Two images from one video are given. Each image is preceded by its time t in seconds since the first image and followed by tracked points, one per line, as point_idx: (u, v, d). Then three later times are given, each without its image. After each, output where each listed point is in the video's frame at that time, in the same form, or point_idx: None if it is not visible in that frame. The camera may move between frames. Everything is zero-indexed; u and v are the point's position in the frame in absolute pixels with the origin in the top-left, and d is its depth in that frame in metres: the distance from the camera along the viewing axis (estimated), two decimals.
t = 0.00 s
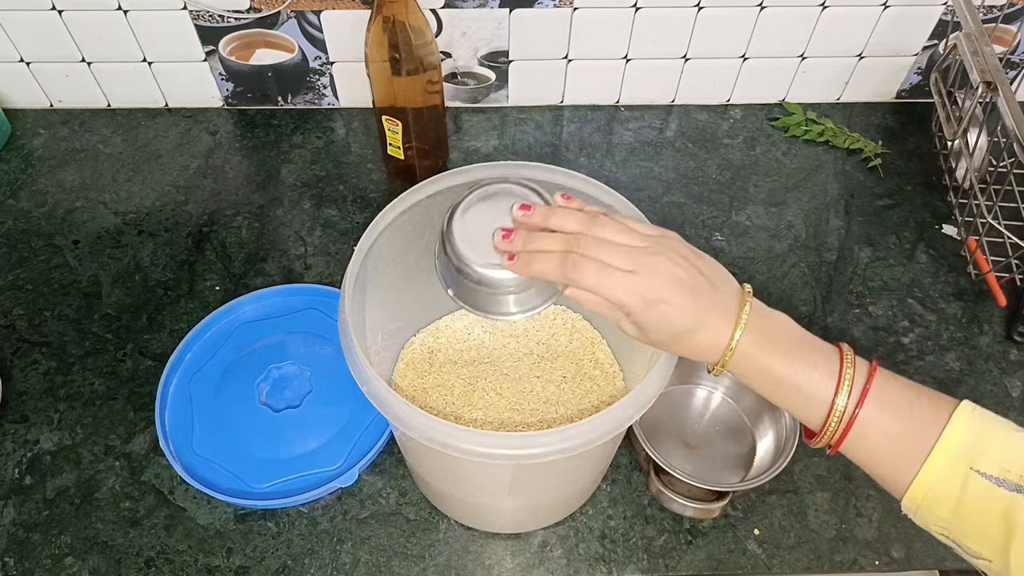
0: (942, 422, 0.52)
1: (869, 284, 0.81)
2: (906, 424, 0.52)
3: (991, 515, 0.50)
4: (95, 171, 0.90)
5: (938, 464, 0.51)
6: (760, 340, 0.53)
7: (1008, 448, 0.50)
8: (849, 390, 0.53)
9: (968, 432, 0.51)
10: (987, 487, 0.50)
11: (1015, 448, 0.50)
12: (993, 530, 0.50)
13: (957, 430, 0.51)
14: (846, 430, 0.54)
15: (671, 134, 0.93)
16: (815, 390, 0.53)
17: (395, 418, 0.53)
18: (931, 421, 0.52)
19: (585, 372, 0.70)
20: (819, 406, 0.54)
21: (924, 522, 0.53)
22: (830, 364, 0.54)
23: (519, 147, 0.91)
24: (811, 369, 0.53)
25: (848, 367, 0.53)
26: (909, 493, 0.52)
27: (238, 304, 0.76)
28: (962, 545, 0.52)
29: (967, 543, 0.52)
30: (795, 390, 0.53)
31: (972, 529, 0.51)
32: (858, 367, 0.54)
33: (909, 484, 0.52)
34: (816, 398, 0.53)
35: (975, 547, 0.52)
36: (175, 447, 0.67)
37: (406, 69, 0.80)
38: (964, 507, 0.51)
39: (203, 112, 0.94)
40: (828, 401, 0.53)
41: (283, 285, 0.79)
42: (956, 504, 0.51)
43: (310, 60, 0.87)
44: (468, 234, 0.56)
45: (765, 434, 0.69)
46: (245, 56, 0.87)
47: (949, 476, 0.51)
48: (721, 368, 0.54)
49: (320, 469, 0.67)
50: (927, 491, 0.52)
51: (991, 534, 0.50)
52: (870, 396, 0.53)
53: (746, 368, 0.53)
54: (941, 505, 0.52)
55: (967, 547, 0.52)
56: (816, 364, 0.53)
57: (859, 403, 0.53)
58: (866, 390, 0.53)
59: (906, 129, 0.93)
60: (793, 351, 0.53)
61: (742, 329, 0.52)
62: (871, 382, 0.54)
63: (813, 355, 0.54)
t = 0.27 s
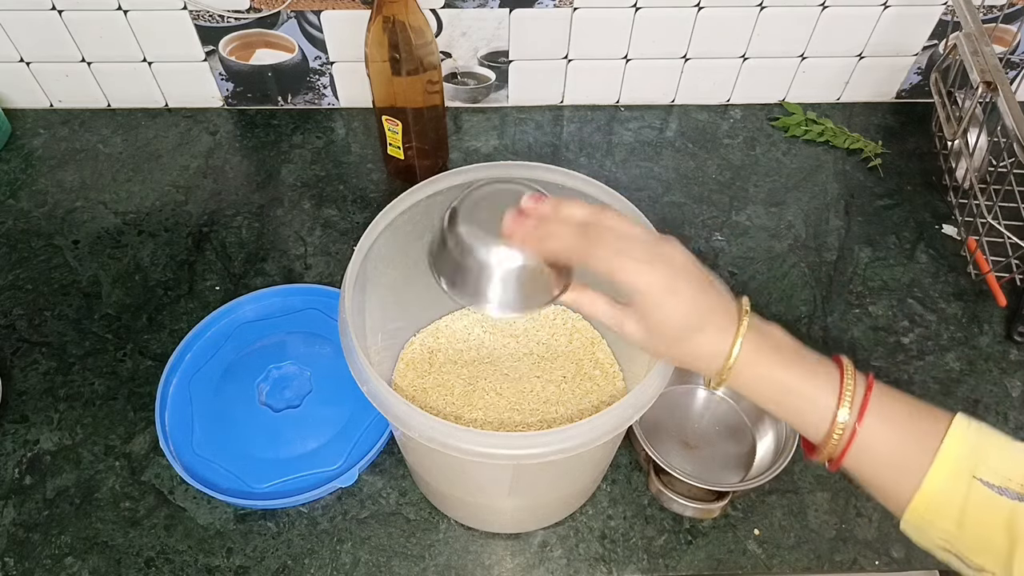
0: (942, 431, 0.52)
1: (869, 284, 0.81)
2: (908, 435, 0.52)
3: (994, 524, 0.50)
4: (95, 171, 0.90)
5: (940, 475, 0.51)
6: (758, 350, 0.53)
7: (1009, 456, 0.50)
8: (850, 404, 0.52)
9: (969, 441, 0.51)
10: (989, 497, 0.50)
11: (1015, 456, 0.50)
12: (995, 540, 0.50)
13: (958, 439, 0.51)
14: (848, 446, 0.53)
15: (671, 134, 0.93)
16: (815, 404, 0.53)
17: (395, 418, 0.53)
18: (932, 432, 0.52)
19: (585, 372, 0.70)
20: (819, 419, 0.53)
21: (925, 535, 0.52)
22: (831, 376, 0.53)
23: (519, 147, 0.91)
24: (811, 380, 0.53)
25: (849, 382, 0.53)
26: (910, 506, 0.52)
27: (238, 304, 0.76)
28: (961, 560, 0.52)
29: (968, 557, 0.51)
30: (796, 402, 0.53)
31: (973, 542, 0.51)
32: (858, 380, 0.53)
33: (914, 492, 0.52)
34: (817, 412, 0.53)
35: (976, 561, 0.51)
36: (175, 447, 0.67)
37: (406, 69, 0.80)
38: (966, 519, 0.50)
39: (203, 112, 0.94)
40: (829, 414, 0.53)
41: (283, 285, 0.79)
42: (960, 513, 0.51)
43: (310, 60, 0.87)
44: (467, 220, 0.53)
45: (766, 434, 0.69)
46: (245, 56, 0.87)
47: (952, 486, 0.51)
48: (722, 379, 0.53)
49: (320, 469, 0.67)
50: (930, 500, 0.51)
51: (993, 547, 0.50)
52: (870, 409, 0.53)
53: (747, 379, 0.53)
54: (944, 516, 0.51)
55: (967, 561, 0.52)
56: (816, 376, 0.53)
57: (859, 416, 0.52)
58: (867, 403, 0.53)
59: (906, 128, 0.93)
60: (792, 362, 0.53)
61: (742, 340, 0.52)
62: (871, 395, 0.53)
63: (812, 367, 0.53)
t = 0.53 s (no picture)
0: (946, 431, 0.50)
1: (869, 284, 0.81)
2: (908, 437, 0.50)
3: (999, 520, 0.48)
4: (95, 171, 0.90)
5: (947, 466, 0.49)
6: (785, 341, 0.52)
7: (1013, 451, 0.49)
8: (867, 404, 0.51)
9: (975, 434, 0.50)
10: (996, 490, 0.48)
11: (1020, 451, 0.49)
12: (1001, 539, 0.48)
13: (964, 432, 0.50)
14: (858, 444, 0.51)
15: (671, 134, 0.93)
16: (832, 403, 0.52)
17: (396, 418, 0.53)
18: (935, 433, 0.50)
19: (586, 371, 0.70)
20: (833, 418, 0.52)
21: (927, 534, 0.50)
22: (850, 374, 0.52)
23: (519, 147, 0.91)
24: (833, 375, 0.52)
25: (867, 383, 0.51)
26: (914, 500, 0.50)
27: (238, 304, 0.76)
28: (964, 562, 0.50)
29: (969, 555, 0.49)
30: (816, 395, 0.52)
31: (976, 537, 0.49)
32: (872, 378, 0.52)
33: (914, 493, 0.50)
34: (832, 410, 0.52)
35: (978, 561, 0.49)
36: (175, 447, 0.67)
37: (406, 69, 0.80)
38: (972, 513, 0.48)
39: (204, 112, 0.94)
40: (844, 411, 0.51)
41: (283, 285, 0.79)
42: (968, 507, 0.49)
43: (310, 60, 0.87)
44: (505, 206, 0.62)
45: (766, 434, 0.69)
46: (245, 56, 0.87)
47: (959, 480, 0.49)
48: (752, 380, 0.54)
49: (320, 469, 0.67)
50: (937, 494, 0.49)
51: (998, 544, 0.48)
52: (883, 410, 0.51)
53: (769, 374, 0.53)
54: (951, 510, 0.49)
55: (970, 562, 0.50)
56: (839, 372, 0.52)
57: (873, 416, 0.51)
58: (880, 404, 0.51)
59: (906, 128, 0.93)
60: (815, 354, 0.52)
61: (771, 333, 0.52)
62: (884, 394, 0.51)
63: (835, 362, 0.52)
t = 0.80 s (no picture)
0: (939, 425, 0.52)
1: (869, 284, 0.81)
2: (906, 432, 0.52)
3: (989, 513, 0.50)
4: (95, 170, 0.90)
5: (939, 460, 0.51)
6: (783, 329, 0.55)
7: (1004, 448, 0.50)
8: (861, 394, 0.53)
9: (969, 430, 0.51)
10: (986, 484, 0.50)
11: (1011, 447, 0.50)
12: (989, 532, 0.50)
13: (958, 427, 0.51)
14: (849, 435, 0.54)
15: (671, 134, 0.93)
16: (828, 391, 0.54)
17: (396, 418, 0.53)
18: (930, 426, 0.52)
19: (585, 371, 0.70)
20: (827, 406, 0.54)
21: (918, 525, 0.52)
22: (846, 363, 0.54)
23: (519, 147, 0.91)
24: (829, 363, 0.54)
25: (862, 374, 0.54)
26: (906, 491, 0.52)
27: (238, 304, 0.76)
28: (953, 554, 0.51)
29: (958, 547, 0.51)
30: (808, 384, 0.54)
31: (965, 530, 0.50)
32: (868, 368, 0.54)
33: (908, 485, 0.51)
34: (828, 398, 0.54)
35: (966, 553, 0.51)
36: (175, 447, 0.67)
37: (406, 68, 0.80)
38: (962, 506, 0.50)
39: (204, 112, 0.94)
40: (838, 402, 0.54)
41: (283, 285, 0.79)
42: (959, 499, 0.50)
43: (310, 60, 0.87)
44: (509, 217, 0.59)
45: (766, 434, 0.69)
46: (245, 56, 0.87)
47: (951, 472, 0.51)
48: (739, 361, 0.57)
49: (320, 469, 0.67)
50: (930, 485, 0.51)
51: (985, 537, 0.50)
52: (878, 399, 0.53)
53: (768, 363, 0.56)
54: (943, 502, 0.51)
55: (959, 554, 0.51)
56: (835, 361, 0.54)
57: (866, 408, 0.53)
58: (874, 395, 0.53)
59: (905, 128, 0.93)
60: (813, 342, 0.54)
61: (761, 320, 0.55)
62: (879, 385, 0.53)
63: (831, 351, 0.54)
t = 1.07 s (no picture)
0: (932, 421, 0.52)
1: (869, 284, 0.81)
2: (900, 426, 0.52)
3: (980, 509, 0.50)
4: (95, 170, 0.90)
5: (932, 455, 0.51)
6: (776, 325, 0.55)
7: (999, 444, 0.50)
8: (855, 390, 0.53)
9: (963, 426, 0.51)
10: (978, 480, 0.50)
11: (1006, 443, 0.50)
12: (980, 527, 0.50)
13: (952, 422, 0.52)
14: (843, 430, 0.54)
15: (671, 134, 0.93)
16: (821, 387, 0.54)
17: (396, 418, 0.53)
18: (924, 423, 0.52)
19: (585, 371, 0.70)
20: (819, 402, 0.54)
21: (909, 520, 0.52)
22: (839, 359, 0.54)
23: (519, 147, 0.91)
24: (823, 359, 0.54)
25: (856, 370, 0.54)
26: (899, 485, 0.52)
27: (238, 304, 0.76)
28: (945, 549, 0.52)
29: (951, 543, 0.51)
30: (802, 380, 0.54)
31: (955, 525, 0.50)
32: (861, 363, 0.54)
33: (900, 479, 0.52)
34: (821, 394, 0.54)
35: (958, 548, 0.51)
36: (175, 447, 0.67)
37: (406, 69, 0.80)
38: (953, 501, 0.50)
39: (204, 112, 0.94)
40: (831, 397, 0.54)
41: (283, 285, 0.79)
42: (950, 494, 0.50)
43: (310, 60, 0.87)
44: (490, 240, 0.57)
45: (766, 434, 0.69)
46: (245, 56, 0.87)
47: (943, 467, 0.51)
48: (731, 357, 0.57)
49: (320, 469, 0.67)
50: (921, 479, 0.51)
51: (977, 533, 0.50)
52: (871, 395, 0.53)
53: (762, 361, 0.56)
54: (934, 497, 0.51)
55: (950, 549, 0.51)
56: (828, 356, 0.54)
57: (860, 404, 0.53)
58: (868, 391, 0.53)
59: (905, 128, 0.93)
60: (806, 339, 0.54)
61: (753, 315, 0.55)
62: (873, 380, 0.54)
63: (824, 346, 0.54)
